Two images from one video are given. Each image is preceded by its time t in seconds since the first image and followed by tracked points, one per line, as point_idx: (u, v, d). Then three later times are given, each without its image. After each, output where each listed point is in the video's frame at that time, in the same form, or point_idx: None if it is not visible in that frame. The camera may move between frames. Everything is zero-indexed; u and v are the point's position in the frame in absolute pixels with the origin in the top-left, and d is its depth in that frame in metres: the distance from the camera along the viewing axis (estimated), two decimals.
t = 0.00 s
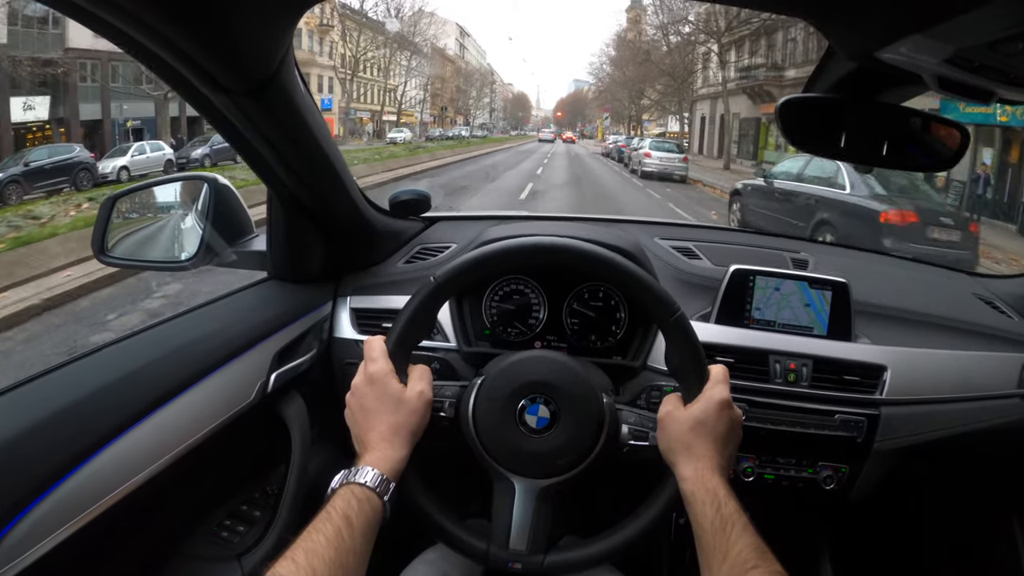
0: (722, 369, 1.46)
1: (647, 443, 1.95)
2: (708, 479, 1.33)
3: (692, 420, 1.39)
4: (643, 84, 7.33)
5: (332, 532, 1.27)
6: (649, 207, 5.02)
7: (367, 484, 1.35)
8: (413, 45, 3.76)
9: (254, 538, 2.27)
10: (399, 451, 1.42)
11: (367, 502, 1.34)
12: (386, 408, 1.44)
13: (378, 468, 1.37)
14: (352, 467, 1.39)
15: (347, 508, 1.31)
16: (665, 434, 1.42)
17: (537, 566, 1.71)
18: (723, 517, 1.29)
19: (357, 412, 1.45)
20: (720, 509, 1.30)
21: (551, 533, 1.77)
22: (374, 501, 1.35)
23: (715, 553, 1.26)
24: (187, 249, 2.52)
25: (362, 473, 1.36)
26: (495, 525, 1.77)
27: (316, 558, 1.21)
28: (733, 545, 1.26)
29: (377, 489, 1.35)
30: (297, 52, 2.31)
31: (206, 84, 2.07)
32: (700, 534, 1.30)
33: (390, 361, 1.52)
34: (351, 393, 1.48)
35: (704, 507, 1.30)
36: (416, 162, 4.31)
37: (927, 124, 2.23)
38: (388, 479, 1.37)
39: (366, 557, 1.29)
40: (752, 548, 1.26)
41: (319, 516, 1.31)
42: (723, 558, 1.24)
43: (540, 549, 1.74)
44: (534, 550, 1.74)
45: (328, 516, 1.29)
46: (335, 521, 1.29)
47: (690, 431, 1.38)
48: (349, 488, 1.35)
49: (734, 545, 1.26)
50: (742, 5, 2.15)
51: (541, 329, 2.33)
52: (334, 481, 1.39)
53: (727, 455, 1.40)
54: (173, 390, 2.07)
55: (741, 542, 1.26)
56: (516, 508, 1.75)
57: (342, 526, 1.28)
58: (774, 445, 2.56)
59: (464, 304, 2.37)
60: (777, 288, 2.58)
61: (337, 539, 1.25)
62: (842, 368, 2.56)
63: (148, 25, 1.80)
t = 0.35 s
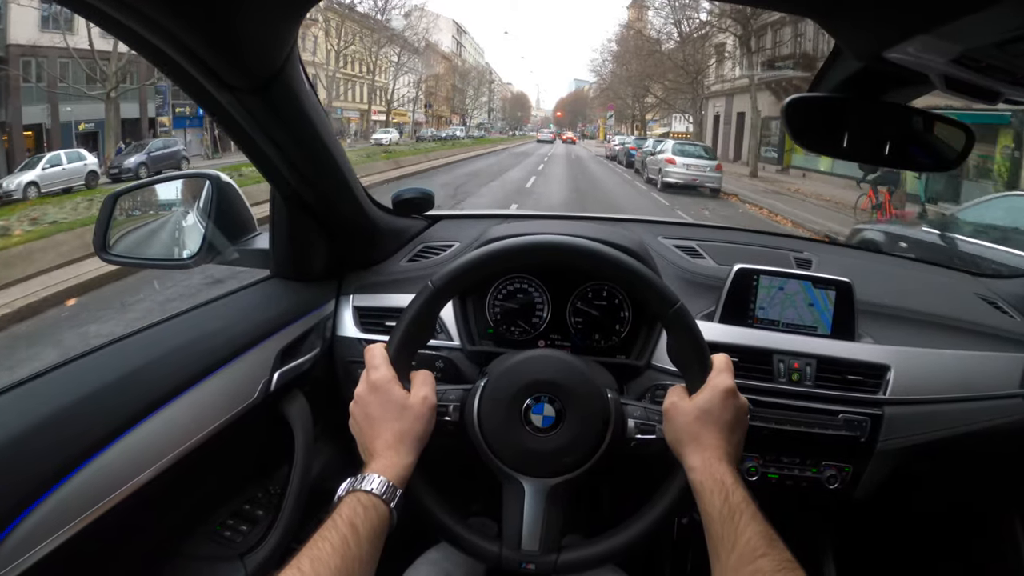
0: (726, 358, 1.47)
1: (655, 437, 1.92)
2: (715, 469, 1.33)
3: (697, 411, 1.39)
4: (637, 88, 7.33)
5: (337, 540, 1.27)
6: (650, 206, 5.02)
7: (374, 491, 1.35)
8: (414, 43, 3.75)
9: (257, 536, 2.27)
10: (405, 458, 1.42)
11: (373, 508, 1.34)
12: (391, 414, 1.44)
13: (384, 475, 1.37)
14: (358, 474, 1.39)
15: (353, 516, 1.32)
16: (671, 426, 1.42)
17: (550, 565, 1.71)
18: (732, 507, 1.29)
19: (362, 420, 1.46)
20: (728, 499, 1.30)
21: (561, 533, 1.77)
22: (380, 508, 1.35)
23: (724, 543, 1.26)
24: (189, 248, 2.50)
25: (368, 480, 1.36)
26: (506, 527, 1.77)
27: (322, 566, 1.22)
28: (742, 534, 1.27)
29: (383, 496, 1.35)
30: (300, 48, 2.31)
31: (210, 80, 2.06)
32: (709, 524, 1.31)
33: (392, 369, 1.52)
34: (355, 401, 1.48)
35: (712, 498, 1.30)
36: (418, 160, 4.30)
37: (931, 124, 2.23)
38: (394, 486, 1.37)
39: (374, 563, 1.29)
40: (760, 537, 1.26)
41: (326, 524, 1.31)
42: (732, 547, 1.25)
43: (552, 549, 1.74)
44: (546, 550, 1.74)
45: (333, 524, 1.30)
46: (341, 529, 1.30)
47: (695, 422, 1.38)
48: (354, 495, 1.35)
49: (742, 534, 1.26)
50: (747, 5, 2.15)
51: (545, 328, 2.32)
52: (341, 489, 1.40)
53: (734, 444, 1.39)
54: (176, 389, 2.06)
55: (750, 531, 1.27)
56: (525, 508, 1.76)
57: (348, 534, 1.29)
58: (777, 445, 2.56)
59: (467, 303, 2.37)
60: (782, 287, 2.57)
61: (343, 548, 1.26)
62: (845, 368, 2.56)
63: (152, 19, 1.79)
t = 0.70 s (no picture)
0: (722, 361, 1.47)
1: (652, 439, 1.90)
2: (712, 472, 1.33)
3: (694, 414, 1.39)
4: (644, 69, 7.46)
5: (334, 543, 1.27)
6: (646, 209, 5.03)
7: (370, 493, 1.35)
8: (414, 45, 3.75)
9: (255, 538, 2.28)
10: (402, 461, 1.42)
11: (370, 511, 1.34)
12: (388, 417, 1.44)
13: (381, 478, 1.38)
14: (355, 477, 1.40)
15: (350, 518, 1.32)
16: (667, 429, 1.43)
17: (547, 568, 1.71)
18: (728, 510, 1.29)
19: (359, 423, 1.46)
20: (725, 502, 1.30)
21: (558, 535, 1.77)
22: (377, 510, 1.35)
23: (719, 546, 1.27)
24: (187, 250, 2.50)
25: (365, 483, 1.37)
26: (502, 529, 1.77)
27: (318, 568, 1.22)
28: (738, 538, 1.27)
29: (380, 498, 1.36)
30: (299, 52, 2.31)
31: (209, 84, 2.07)
32: (705, 527, 1.31)
33: (389, 371, 1.52)
34: (352, 404, 1.49)
35: (708, 501, 1.31)
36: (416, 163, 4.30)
37: (929, 127, 2.23)
38: (391, 488, 1.37)
39: (371, 566, 1.30)
40: (756, 540, 1.26)
41: (323, 527, 1.31)
42: (728, 551, 1.25)
43: (549, 551, 1.74)
44: (543, 552, 1.74)
45: (330, 526, 1.30)
46: (338, 531, 1.30)
47: (692, 425, 1.38)
48: (351, 497, 1.36)
49: (739, 537, 1.26)
50: (745, 9, 2.15)
51: (542, 331, 2.32)
52: (338, 492, 1.40)
53: (731, 448, 1.40)
54: (175, 391, 2.07)
55: (746, 534, 1.27)
56: (522, 511, 1.76)
57: (345, 536, 1.29)
58: (774, 448, 2.56)
59: (465, 306, 2.36)
60: (778, 290, 2.58)
61: (340, 550, 1.26)
62: (842, 370, 2.56)
63: (147, 20, 1.78)
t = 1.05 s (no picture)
0: (724, 359, 1.46)
1: (652, 438, 1.88)
2: (713, 471, 1.32)
3: (695, 412, 1.37)
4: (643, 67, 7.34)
5: (331, 541, 1.26)
6: (645, 206, 5.01)
7: (368, 491, 1.34)
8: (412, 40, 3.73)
9: (252, 536, 2.26)
10: (400, 458, 1.40)
11: (368, 509, 1.33)
12: (386, 414, 1.42)
13: (379, 475, 1.36)
14: (353, 474, 1.38)
15: (347, 517, 1.30)
16: (668, 427, 1.41)
17: (546, 567, 1.69)
18: (730, 510, 1.28)
19: (357, 420, 1.44)
20: (727, 502, 1.29)
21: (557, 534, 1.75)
22: (375, 509, 1.34)
23: (721, 547, 1.25)
24: (183, 246, 2.49)
25: (363, 481, 1.35)
26: (501, 527, 1.75)
27: (315, 567, 1.20)
28: (739, 539, 1.25)
29: (377, 496, 1.34)
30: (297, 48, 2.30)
31: (205, 77, 2.05)
32: (706, 527, 1.29)
33: (387, 368, 1.51)
34: (349, 400, 1.47)
35: (710, 500, 1.29)
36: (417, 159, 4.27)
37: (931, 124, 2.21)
38: (388, 486, 1.36)
39: (369, 565, 1.28)
40: (758, 540, 1.25)
41: (320, 525, 1.30)
42: (729, 552, 1.24)
43: (548, 550, 1.72)
44: (542, 551, 1.72)
45: (328, 525, 1.29)
46: (335, 530, 1.28)
47: (693, 423, 1.37)
48: (348, 496, 1.34)
49: (741, 538, 1.25)
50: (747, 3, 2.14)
51: (542, 328, 2.31)
52: (335, 489, 1.38)
53: (733, 446, 1.38)
54: (171, 389, 2.05)
55: (748, 535, 1.25)
56: (521, 510, 1.74)
57: (342, 535, 1.27)
58: (775, 446, 2.55)
59: (464, 303, 2.33)
60: (779, 287, 2.56)
61: (337, 549, 1.24)
62: (843, 368, 2.54)
63: (143, 13, 1.76)
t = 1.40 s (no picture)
0: (718, 363, 1.46)
1: (644, 441, 1.90)
2: (705, 475, 1.33)
3: (688, 416, 1.38)
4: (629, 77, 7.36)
5: (327, 541, 1.26)
6: (642, 208, 5.02)
7: (363, 492, 1.34)
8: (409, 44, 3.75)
9: (249, 538, 2.27)
10: (395, 459, 1.41)
11: (363, 510, 1.33)
12: (382, 415, 1.43)
13: (374, 477, 1.37)
14: (348, 475, 1.39)
15: (343, 517, 1.31)
16: (662, 431, 1.42)
17: (539, 568, 1.70)
18: (722, 514, 1.29)
19: (353, 422, 1.45)
20: (719, 506, 1.30)
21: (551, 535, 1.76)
22: (370, 509, 1.34)
23: (713, 550, 1.26)
24: (180, 250, 2.50)
25: (358, 481, 1.36)
26: (494, 529, 1.76)
27: (311, 567, 1.21)
28: (732, 543, 1.26)
29: (373, 497, 1.35)
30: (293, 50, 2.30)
31: (201, 81, 2.06)
32: (698, 530, 1.30)
33: (383, 369, 1.51)
34: (345, 401, 1.48)
35: (702, 504, 1.30)
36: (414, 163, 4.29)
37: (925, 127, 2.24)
38: (384, 487, 1.37)
39: (364, 565, 1.29)
40: (750, 544, 1.26)
41: (316, 525, 1.30)
42: (721, 556, 1.25)
43: (541, 552, 1.73)
44: (535, 553, 1.73)
45: (323, 525, 1.30)
46: (331, 530, 1.29)
47: (686, 428, 1.38)
48: (344, 496, 1.35)
49: (732, 542, 1.26)
50: (741, 8, 2.15)
51: (537, 330, 2.31)
52: (330, 490, 1.39)
53: (725, 450, 1.39)
54: (168, 390, 2.06)
55: (740, 539, 1.26)
56: (514, 511, 1.75)
57: (337, 535, 1.28)
58: (770, 448, 2.55)
59: (460, 306, 2.33)
60: (774, 290, 2.57)
61: (333, 549, 1.25)
62: (838, 370, 2.55)
63: (138, 18, 1.76)
